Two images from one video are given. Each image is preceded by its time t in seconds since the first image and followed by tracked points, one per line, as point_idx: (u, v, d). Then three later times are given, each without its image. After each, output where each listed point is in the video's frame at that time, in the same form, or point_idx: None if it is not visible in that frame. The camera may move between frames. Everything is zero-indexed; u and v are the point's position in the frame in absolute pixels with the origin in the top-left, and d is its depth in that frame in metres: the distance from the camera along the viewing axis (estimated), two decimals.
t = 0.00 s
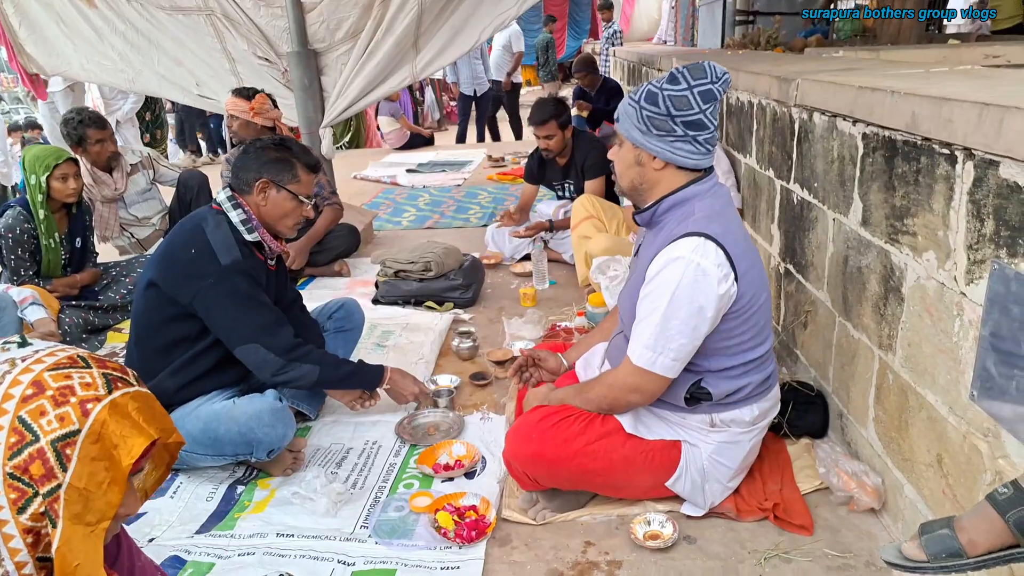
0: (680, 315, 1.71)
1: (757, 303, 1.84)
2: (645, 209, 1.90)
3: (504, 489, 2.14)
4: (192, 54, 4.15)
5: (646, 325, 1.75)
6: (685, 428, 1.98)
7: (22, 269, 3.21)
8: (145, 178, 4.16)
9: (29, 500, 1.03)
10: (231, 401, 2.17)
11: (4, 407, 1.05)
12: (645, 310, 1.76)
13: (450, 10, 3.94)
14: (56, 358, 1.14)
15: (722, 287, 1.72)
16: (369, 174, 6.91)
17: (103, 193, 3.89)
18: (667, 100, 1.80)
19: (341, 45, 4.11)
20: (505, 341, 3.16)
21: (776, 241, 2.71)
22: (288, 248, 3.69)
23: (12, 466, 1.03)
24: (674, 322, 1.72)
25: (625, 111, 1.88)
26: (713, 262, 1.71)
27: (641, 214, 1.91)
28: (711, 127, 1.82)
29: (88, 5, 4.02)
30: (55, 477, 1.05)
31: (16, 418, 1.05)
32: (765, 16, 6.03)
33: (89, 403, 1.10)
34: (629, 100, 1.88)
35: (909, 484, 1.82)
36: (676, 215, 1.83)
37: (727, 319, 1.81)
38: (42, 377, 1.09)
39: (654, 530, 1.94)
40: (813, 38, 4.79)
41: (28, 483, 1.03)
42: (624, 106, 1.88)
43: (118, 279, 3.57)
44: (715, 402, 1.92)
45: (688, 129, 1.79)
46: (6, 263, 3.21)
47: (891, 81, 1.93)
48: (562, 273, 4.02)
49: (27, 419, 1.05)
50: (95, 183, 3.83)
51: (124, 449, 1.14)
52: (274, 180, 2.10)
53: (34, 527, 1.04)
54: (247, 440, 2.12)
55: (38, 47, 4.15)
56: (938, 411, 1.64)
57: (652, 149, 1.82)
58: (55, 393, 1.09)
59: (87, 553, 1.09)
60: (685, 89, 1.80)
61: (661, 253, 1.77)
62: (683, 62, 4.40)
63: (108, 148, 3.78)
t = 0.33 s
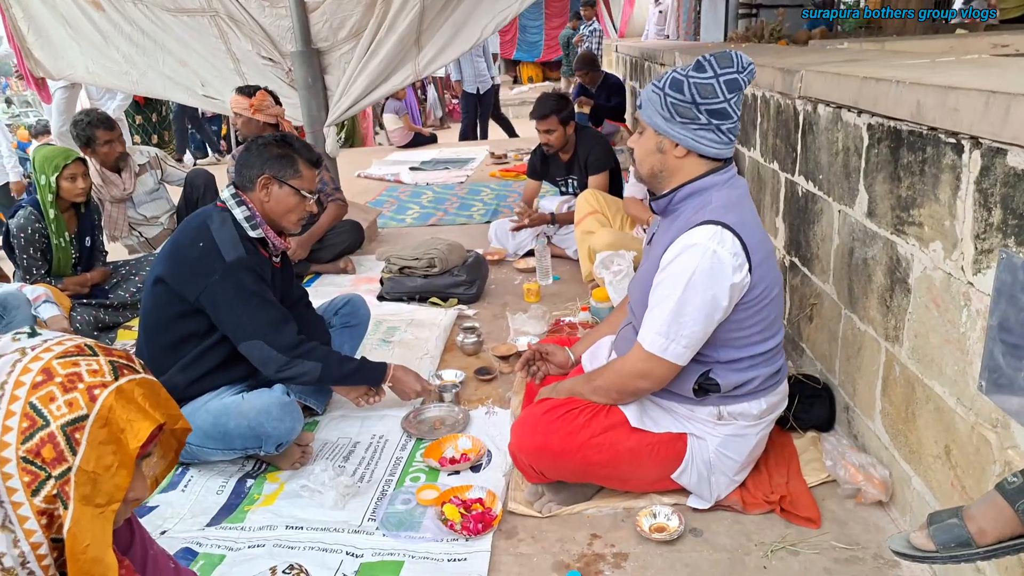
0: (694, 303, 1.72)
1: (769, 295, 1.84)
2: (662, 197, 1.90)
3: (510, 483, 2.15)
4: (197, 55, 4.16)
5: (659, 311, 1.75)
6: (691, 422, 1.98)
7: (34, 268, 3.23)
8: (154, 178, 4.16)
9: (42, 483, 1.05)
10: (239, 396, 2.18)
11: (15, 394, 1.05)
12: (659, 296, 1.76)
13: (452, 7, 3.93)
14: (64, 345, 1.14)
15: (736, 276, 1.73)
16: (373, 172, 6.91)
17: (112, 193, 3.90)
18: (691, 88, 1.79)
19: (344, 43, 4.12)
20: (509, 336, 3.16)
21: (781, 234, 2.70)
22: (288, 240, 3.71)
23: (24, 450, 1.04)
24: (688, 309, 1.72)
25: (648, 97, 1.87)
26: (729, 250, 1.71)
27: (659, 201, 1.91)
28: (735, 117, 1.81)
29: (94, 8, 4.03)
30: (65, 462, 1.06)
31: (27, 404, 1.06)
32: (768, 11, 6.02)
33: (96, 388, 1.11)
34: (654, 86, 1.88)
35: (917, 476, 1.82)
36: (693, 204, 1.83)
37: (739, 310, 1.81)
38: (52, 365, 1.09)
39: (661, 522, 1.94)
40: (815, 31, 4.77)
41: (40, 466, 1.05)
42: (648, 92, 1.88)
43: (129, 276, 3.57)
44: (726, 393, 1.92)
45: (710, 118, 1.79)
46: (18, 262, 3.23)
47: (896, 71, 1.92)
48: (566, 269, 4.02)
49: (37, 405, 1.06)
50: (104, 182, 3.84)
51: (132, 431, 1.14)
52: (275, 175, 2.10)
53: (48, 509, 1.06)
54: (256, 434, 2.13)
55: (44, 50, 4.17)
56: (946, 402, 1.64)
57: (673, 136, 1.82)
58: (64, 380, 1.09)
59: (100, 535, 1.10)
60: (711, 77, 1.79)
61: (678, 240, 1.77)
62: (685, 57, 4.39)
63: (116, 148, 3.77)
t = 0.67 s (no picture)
0: (708, 302, 1.73)
1: (782, 295, 1.86)
2: (676, 196, 1.92)
3: (519, 482, 2.17)
4: (205, 62, 4.20)
5: (673, 310, 1.76)
6: (702, 421, 1.99)
7: (46, 274, 3.28)
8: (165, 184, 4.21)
9: (89, 486, 1.09)
10: (250, 398, 2.21)
11: (64, 400, 1.10)
12: (673, 295, 1.77)
13: (457, 9, 3.95)
14: (109, 352, 1.17)
15: (750, 276, 1.75)
16: (379, 174, 6.94)
17: (122, 200, 3.95)
18: (700, 88, 1.82)
19: (350, 48, 4.16)
20: (517, 336, 3.18)
21: (785, 231, 2.71)
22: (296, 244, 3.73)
23: (73, 454, 1.09)
24: (702, 308, 1.73)
25: (658, 99, 1.89)
26: (744, 250, 1.73)
27: (671, 202, 1.93)
28: (745, 116, 1.83)
29: (104, 18, 4.07)
30: (110, 466, 1.10)
31: (75, 410, 1.10)
32: (770, 8, 6.02)
33: (140, 395, 1.14)
34: (663, 88, 1.90)
35: (924, 471, 1.82)
36: (707, 204, 1.85)
37: (753, 310, 1.83)
38: (98, 371, 1.13)
39: (670, 520, 1.96)
40: (818, 28, 4.78)
41: (87, 470, 1.09)
42: (658, 94, 1.90)
43: (140, 281, 3.63)
44: (739, 392, 1.94)
45: (721, 117, 1.80)
46: (31, 269, 3.27)
47: (897, 68, 1.93)
48: (573, 268, 4.03)
49: (84, 411, 1.10)
50: (115, 189, 3.89)
51: (175, 437, 1.17)
52: (274, 176, 2.14)
53: (93, 512, 1.11)
54: (267, 436, 2.16)
55: (54, 60, 4.20)
56: (951, 396, 1.65)
57: (684, 136, 1.84)
58: (110, 387, 1.12)
59: (145, 539, 1.12)
60: (719, 77, 1.82)
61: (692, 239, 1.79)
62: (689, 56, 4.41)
63: (127, 155, 3.81)
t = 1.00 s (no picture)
0: (718, 306, 1.75)
1: (790, 296, 1.87)
2: (681, 201, 1.94)
3: (528, 485, 2.19)
4: (214, 71, 4.25)
5: (685, 315, 1.78)
6: (713, 423, 2.01)
7: (58, 282, 3.32)
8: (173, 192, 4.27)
9: (94, 489, 1.12)
10: (260, 403, 2.23)
11: (69, 405, 1.12)
12: (683, 300, 1.79)
13: (461, 16, 4.00)
14: (112, 358, 1.20)
15: (760, 277, 1.76)
16: (385, 180, 6.98)
17: (132, 208, 3.98)
18: (702, 94, 1.83)
19: (356, 56, 4.19)
20: (523, 339, 3.20)
21: (790, 232, 2.73)
22: (304, 251, 3.81)
23: (78, 459, 1.11)
24: (714, 311, 1.75)
25: (660, 106, 1.91)
26: (753, 254, 1.75)
27: (677, 207, 1.95)
28: (747, 120, 1.84)
29: (114, 28, 4.13)
30: (113, 470, 1.13)
31: (79, 415, 1.13)
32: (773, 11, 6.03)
33: (142, 400, 1.16)
34: (664, 94, 1.92)
35: (931, 471, 1.83)
36: (712, 208, 1.87)
37: (762, 312, 1.85)
38: (101, 377, 1.16)
39: (678, 522, 1.97)
40: (821, 30, 4.79)
41: (92, 474, 1.12)
42: (660, 101, 1.91)
43: (151, 288, 3.66)
44: (750, 392, 1.95)
45: (722, 122, 1.82)
46: (43, 277, 3.31)
47: (897, 71, 1.94)
48: (579, 272, 4.05)
49: (88, 416, 1.13)
50: (126, 198, 3.93)
51: (177, 440, 1.20)
52: (275, 182, 2.16)
53: (99, 514, 1.13)
54: (277, 441, 2.18)
55: (66, 70, 4.26)
56: (955, 397, 1.66)
57: (688, 142, 1.86)
58: (114, 392, 1.15)
59: (147, 540, 1.16)
60: (720, 82, 1.83)
61: (699, 244, 1.80)
62: (692, 59, 4.43)
63: (137, 164, 3.85)
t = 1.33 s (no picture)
0: (719, 310, 1.76)
1: (791, 300, 1.88)
2: (680, 209, 1.96)
3: (535, 487, 2.20)
4: (224, 74, 4.28)
5: (686, 321, 1.79)
6: (717, 427, 2.02)
7: (69, 281, 3.35)
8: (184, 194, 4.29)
9: (115, 487, 1.13)
10: (270, 404, 2.25)
11: (94, 403, 1.14)
12: (684, 306, 1.80)
13: (470, 21, 4.03)
14: (138, 357, 1.22)
15: (759, 281, 1.77)
16: (393, 184, 7.00)
17: (142, 209, 3.99)
18: (694, 103, 1.85)
19: (366, 60, 4.22)
20: (530, 343, 3.22)
21: (798, 240, 2.73)
22: (314, 252, 3.86)
23: (101, 456, 1.13)
24: (714, 316, 1.76)
25: (654, 118, 1.94)
26: (751, 259, 1.76)
27: (675, 216, 1.97)
28: (741, 125, 1.86)
29: (126, 31, 4.17)
30: (134, 468, 1.14)
31: (104, 413, 1.14)
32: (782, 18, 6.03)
33: (165, 400, 1.18)
34: (657, 108, 1.94)
35: (938, 478, 1.84)
36: (710, 214, 1.88)
37: (762, 315, 1.86)
38: (126, 377, 1.18)
39: (684, 526, 1.98)
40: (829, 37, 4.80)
41: (114, 472, 1.13)
42: (653, 114, 1.94)
43: (161, 288, 3.68)
44: (751, 396, 1.96)
45: (717, 128, 1.84)
46: (55, 277, 3.34)
47: (906, 80, 1.95)
48: (586, 277, 4.06)
49: (113, 414, 1.14)
50: (137, 200, 3.95)
51: (198, 440, 1.21)
52: (289, 185, 2.18)
53: (120, 512, 1.14)
54: (287, 441, 2.20)
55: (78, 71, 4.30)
56: (963, 405, 1.67)
57: (685, 151, 1.87)
58: (138, 391, 1.17)
59: (165, 539, 1.17)
60: (711, 89, 1.86)
61: (697, 251, 1.82)
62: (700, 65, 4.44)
63: (148, 166, 3.88)
